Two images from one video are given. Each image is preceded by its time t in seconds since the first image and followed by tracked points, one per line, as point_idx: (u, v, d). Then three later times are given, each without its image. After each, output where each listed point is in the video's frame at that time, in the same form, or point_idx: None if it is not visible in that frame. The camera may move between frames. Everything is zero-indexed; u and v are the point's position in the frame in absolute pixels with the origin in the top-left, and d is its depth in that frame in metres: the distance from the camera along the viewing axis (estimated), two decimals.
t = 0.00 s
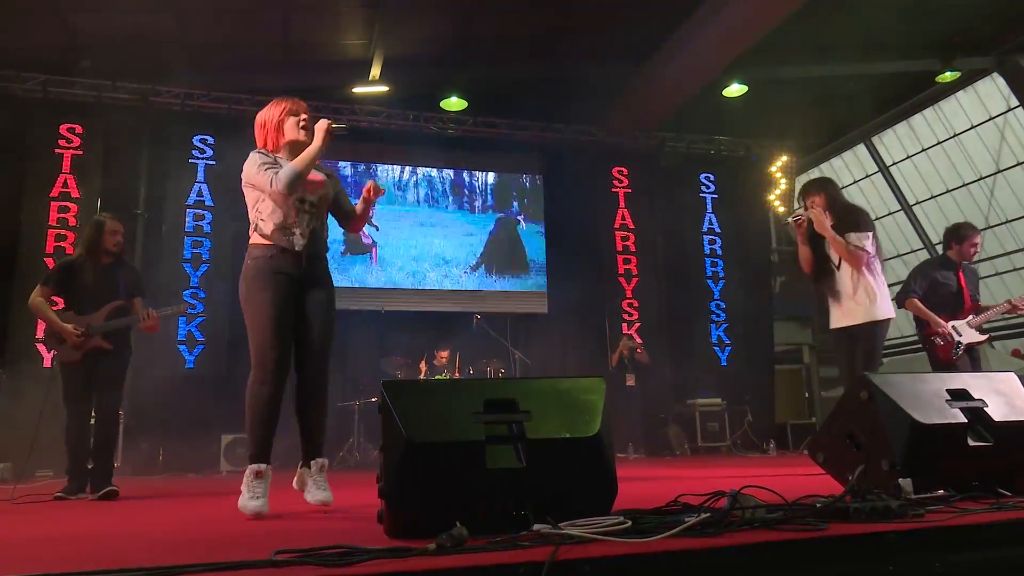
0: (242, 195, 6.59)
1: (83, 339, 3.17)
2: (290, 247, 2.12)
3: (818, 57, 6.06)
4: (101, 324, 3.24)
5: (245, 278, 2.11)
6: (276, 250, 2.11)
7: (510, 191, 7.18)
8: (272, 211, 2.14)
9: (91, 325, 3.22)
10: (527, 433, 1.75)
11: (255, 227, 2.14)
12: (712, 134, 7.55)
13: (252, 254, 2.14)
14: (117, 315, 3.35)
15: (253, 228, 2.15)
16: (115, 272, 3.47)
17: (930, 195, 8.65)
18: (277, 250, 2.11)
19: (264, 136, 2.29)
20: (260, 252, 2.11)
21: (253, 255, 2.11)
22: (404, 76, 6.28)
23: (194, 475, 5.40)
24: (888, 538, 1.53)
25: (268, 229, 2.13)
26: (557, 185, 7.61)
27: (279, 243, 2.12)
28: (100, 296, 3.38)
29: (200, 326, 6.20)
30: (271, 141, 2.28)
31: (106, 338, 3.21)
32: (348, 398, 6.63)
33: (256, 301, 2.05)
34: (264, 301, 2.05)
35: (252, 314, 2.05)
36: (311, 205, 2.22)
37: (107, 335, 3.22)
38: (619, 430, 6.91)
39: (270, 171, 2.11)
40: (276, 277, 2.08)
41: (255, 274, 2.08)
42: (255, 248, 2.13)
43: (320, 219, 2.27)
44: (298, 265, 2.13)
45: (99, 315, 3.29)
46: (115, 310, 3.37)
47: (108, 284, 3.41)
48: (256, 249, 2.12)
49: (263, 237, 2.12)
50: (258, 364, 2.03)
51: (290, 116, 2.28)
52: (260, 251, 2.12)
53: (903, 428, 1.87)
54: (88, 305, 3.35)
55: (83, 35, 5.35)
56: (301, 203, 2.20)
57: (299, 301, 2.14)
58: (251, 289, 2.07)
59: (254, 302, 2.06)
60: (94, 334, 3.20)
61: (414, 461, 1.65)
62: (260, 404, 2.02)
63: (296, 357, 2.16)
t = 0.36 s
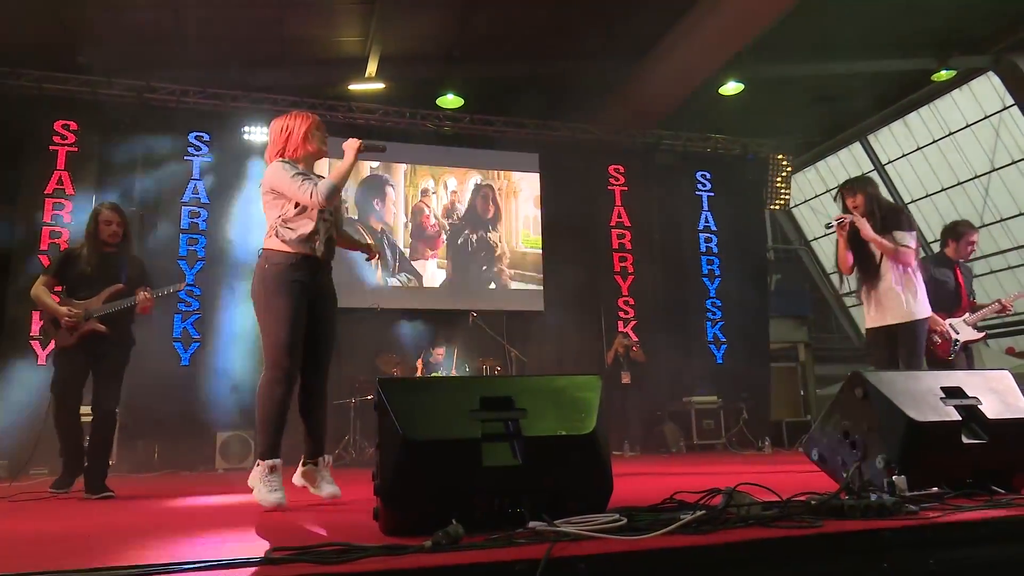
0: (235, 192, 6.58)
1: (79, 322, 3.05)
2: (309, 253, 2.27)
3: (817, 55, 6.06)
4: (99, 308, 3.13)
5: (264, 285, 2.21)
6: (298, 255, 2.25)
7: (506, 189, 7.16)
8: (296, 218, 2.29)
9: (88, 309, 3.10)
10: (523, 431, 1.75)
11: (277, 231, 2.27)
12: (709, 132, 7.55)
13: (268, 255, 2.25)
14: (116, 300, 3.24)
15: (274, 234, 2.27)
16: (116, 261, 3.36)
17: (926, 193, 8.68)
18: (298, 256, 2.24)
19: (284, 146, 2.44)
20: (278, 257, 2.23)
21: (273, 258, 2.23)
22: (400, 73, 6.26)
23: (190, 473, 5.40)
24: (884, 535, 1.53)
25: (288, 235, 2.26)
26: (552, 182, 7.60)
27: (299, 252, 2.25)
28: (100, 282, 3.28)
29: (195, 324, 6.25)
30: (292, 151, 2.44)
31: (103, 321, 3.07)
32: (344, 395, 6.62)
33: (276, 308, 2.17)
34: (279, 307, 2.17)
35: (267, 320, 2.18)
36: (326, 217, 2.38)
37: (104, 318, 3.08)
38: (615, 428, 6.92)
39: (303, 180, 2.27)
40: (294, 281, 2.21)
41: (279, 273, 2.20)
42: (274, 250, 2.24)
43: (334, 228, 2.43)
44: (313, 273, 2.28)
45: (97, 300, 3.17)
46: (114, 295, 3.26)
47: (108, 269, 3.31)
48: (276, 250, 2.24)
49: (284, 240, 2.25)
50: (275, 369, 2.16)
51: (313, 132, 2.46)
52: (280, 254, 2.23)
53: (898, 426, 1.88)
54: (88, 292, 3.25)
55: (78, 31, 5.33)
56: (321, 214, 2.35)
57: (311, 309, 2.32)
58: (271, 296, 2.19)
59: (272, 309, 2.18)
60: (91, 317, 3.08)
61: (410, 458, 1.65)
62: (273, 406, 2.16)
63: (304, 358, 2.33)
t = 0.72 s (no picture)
0: (221, 189, 6.54)
1: (43, 311, 2.84)
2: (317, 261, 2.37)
3: (805, 56, 6.09)
4: (63, 297, 2.91)
5: (275, 291, 2.31)
6: (306, 263, 2.34)
7: (495, 188, 7.16)
8: (305, 227, 2.38)
9: (53, 298, 2.90)
10: (510, 429, 1.76)
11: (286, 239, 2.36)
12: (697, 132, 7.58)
13: (278, 263, 2.34)
14: (84, 287, 3.00)
15: (284, 242, 2.36)
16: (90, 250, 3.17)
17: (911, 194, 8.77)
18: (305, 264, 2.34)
19: (292, 156, 2.53)
20: (288, 264, 2.33)
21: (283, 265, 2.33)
22: (389, 71, 6.24)
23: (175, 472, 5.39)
24: (868, 533, 1.55)
25: (297, 244, 2.35)
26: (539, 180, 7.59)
27: (307, 260, 2.35)
28: (67, 269, 3.04)
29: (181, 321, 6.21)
30: (300, 162, 2.53)
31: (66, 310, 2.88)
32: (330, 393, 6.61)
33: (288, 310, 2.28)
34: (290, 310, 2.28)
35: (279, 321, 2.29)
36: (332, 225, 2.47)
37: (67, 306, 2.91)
38: (602, 426, 6.92)
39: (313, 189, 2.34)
40: (303, 289, 2.32)
41: (288, 283, 2.30)
42: (284, 258, 2.33)
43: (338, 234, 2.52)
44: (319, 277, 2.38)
45: (63, 287, 2.96)
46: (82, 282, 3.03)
47: (76, 255, 3.08)
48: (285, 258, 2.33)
49: (293, 248, 2.34)
50: (286, 367, 2.26)
51: (319, 142, 2.56)
52: (289, 261, 2.33)
53: (881, 426, 1.90)
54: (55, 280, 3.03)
55: (62, 27, 5.29)
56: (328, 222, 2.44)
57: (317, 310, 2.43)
58: (282, 301, 2.29)
59: (283, 310, 2.28)
60: (54, 307, 2.87)
61: (396, 457, 1.65)
62: (279, 403, 2.26)
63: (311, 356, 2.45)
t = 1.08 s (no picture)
0: (195, 186, 6.47)
1: None
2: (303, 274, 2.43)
3: (780, 62, 6.16)
4: (11, 289, 2.59)
5: (263, 302, 2.37)
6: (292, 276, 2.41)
7: (472, 189, 7.15)
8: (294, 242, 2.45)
9: None
10: (486, 430, 1.75)
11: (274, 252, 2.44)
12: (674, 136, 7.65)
13: (265, 275, 2.41)
14: (32, 279, 2.69)
15: (271, 255, 2.43)
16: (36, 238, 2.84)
17: (882, 199, 8.92)
18: (291, 277, 2.40)
19: (285, 172, 2.61)
20: (274, 275, 2.40)
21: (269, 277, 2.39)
22: (367, 70, 6.21)
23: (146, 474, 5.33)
24: (839, 533, 1.57)
25: (285, 258, 2.42)
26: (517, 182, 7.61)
27: (295, 271, 2.41)
28: (12, 260, 2.70)
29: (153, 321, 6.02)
30: (293, 177, 2.60)
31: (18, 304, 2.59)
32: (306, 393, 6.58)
33: (278, 320, 2.33)
34: (280, 324, 2.33)
35: (268, 333, 2.34)
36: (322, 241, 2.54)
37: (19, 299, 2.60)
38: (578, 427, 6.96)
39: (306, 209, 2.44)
40: (292, 302, 2.37)
41: (275, 295, 2.36)
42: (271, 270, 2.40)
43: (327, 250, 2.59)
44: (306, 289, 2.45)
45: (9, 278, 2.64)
46: (31, 273, 2.70)
47: (21, 244, 2.73)
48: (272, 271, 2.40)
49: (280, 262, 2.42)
50: (277, 380, 2.32)
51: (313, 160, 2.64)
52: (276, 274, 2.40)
53: (853, 427, 1.92)
54: None
55: (35, 19, 5.19)
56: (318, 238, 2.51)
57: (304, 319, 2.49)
58: (272, 314, 2.34)
59: (272, 321, 2.34)
60: (3, 299, 2.56)
61: (373, 458, 1.64)
62: (273, 412, 2.33)
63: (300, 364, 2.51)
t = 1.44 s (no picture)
0: (175, 184, 6.40)
1: None
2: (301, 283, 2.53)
3: (763, 64, 6.21)
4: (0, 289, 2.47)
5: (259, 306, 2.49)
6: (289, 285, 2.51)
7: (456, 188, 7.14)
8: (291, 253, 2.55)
9: None
10: (470, 430, 1.75)
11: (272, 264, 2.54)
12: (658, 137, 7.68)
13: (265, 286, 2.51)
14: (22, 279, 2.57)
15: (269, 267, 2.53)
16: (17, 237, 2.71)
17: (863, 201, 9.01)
18: (290, 285, 2.50)
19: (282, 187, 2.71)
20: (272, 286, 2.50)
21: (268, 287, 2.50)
22: (351, 68, 6.18)
23: (125, 475, 5.27)
24: (818, 532, 1.58)
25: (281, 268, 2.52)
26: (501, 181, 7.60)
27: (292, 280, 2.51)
28: None
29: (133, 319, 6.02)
30: (288, 192, 2.70)
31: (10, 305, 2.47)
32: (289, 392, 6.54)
33: (272, 326, 2.43)
34: (274, 324, 2.45)
35: (262, 334, 2.46)
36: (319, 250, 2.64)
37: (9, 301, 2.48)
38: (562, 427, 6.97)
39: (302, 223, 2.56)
40: (287, 307, 2.47)
41: (269, 300, 2.47)
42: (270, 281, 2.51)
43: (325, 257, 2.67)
44: (306, 296, 2.53)
45: None
46: (19, 272, 2.59)
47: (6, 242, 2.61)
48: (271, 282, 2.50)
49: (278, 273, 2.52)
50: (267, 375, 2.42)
51: (308, 174, 2.73)
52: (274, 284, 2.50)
53: (833, 428, 1.94)
54: None
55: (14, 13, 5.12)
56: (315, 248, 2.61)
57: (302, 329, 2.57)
58: (267, 316, 2.46)
59: (266, 327, 2.45)
60: None
61: (355, 458, 1.63)
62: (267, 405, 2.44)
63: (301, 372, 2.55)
